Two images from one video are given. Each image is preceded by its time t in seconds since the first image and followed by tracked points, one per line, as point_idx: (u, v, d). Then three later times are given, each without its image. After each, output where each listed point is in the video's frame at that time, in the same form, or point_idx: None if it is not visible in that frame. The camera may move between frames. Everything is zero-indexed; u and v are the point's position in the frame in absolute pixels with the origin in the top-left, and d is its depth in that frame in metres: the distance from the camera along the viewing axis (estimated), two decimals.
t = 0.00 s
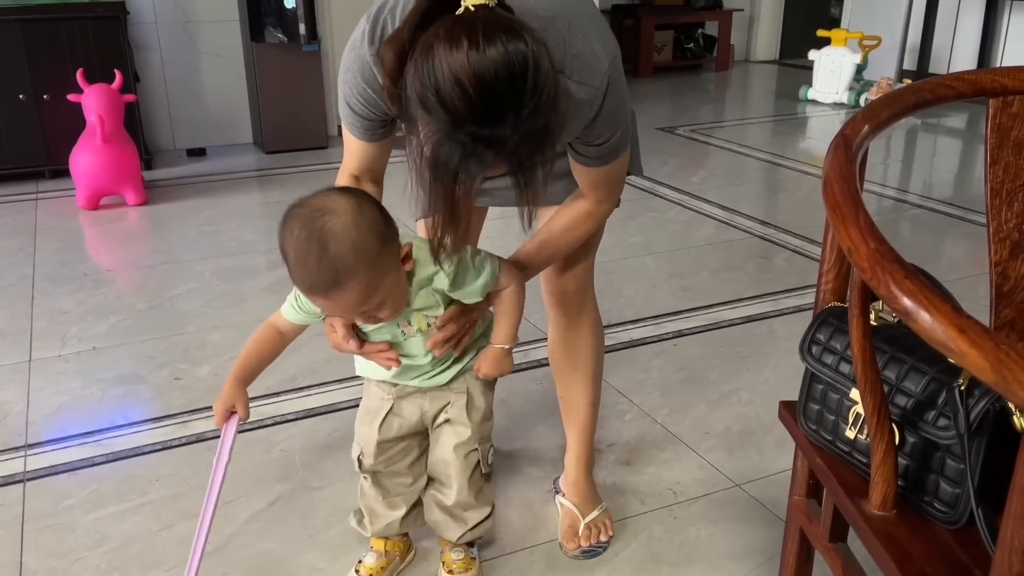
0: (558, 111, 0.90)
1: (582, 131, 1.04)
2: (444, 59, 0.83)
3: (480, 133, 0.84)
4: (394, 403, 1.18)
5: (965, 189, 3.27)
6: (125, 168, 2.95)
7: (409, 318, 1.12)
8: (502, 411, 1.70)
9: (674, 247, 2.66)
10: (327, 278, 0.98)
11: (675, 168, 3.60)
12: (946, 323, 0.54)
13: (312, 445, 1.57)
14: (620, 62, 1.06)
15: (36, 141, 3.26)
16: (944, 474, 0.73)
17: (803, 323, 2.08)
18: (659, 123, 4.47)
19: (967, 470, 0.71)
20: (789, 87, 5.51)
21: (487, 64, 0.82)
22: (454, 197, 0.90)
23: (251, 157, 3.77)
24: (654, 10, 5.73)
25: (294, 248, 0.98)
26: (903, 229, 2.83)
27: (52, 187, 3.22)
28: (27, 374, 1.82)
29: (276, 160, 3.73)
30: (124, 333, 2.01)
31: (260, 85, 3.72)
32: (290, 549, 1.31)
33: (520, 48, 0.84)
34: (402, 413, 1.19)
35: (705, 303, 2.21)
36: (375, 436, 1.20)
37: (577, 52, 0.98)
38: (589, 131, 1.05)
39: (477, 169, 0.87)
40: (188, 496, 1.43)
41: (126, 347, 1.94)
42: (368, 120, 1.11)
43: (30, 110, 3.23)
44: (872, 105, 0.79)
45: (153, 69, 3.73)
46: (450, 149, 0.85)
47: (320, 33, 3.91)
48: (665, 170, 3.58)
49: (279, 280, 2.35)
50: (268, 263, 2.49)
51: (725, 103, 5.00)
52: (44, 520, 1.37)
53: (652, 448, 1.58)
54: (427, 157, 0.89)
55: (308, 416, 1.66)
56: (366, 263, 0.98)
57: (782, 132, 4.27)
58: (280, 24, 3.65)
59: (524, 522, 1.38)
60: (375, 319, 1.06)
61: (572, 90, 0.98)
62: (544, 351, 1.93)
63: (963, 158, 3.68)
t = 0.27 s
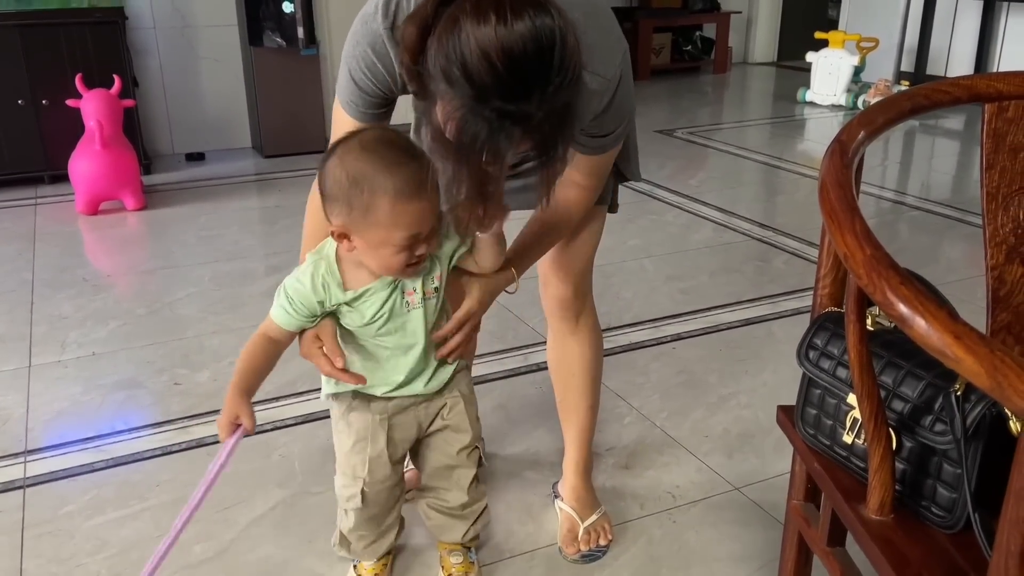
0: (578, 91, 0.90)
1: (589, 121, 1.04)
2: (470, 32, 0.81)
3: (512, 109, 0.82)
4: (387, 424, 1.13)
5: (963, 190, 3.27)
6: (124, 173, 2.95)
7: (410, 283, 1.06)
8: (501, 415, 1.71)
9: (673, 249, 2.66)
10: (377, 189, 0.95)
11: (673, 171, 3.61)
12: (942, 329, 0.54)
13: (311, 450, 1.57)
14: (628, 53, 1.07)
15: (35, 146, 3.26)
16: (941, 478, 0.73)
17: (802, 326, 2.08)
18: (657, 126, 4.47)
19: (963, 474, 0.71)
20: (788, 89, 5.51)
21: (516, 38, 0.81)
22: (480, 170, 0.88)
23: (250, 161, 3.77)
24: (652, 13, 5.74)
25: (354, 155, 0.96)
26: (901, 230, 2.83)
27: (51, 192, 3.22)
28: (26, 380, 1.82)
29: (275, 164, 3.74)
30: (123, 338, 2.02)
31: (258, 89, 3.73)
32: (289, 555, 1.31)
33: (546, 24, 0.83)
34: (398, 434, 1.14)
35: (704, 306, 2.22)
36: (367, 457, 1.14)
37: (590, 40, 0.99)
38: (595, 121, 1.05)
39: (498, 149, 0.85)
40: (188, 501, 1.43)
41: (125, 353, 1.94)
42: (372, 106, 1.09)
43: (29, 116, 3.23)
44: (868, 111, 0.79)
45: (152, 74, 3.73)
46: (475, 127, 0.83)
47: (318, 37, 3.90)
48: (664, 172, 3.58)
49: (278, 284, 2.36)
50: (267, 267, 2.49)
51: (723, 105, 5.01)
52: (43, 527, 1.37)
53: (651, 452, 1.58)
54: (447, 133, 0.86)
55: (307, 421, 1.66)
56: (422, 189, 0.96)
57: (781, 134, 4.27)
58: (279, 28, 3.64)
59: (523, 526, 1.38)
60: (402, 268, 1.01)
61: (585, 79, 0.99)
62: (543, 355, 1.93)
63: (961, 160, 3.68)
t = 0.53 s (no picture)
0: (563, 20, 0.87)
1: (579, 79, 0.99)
2: None
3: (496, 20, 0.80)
4: (421, 419, 1.18)
5: (962, 192, 3.27)
6: (122, 178, 2.95)
7: (455, 252, 1.15)
8: (501, 419, 1.70)
9: (672, 252, 2.67)
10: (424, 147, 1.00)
11: (672, 174, 3.61)
12: (941, 333, 0.54)
13: (311, 455, 1.57)
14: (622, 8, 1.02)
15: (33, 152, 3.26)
16: (940, 481, 0.73)
17: (801, 328, 2.08)
18: (655, 129, 4.48)
19: (963, 476, 0.71)
20: (786, 91, 5.52)
21: None
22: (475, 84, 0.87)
23: (249, 166, 3.77)
24: (650, 16, 5.75)
25: (390, 128, 1.00)
26: (900, 232, 2.83)
27: (50, 197, 3.22)
28: (25, 386, 1.82)
29: (274, 168, 3.74)
30: (123, 344, 2.01)
31: (257, 94, 3.73)
32: (289, 560, 1.31)
33: None
34: (430, 430, 1.20)
35: (703, 309, 2.22)
36: (402, 455, 1.19)
37: None
38: (584, 80, 1.00)
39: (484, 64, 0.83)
40: (187, 506, 1.43)
41: (124, 358, 1.94)
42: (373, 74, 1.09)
43: (28, 121, 3.23)
44: (866, 114, 0.79)
45: (151, 79, 3.74)
46: (454, 41, 0.81)
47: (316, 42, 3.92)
48: (663, 175, 3.59)
49: (277, 289, 2.36)
50: (266, 272, 2.50)
51: (722, 108, 5.02)
52: (43, 533, 1.37)
53: (651, 455, 1.58)
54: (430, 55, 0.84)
55: (306, 425, 1.66)
56: (440, 114, 0.94)
57: (779, 137, 4.28)
58: (277, 32, 3.68)
59: (522, 530, 1.38)
60: (462, 214, 1.07)
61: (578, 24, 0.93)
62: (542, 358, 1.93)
63: (959, 162, 3.69)
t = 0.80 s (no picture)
0: None
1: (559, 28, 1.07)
2: None
3: None
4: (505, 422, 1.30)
5: (959, 196, 3.28)
6: (121, 186, 2.96)
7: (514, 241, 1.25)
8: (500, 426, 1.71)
9: (671, 258, 2.67)
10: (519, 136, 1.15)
11: (670, 179, 3.61)
12: (935, 345, 0.55)
13: (310, 464, 1.57)
14: None
15: (32, 160, 3.27)
16: (940, 490, 0.74)
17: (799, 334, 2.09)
18: (653, 134, 4.49)
19: (965, 486, 0.72)
20: (783, 96, 5.53)
21: None
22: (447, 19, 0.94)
23: (247, 173, 3.78)
24: (647, 21, 5.76)
25: (494, 119, 1.13)
26: (898, 237, 2.84)
27: (49, 205, 3.23)
28: (24, 395, 1.82)
29: (273, 175, 3.74)
30: (121, 353, 2.02)
31: (255, 102, 3.74)
32: (289, 569, 1.31)
33: None
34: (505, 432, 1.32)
35: (701, 315, 2.22)
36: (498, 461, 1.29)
37: None
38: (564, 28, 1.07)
39: None
40: (187, 516, 1.43)
41: (123, 367, 1.94)
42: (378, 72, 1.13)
43: (26, 130, 3.23)
44: (859, 125, 0.80)
45: (149, 87, 3.74)
46: None
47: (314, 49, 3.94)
48: (661, 181, 3.59)
49: (276, 297, 2.36)
50: (265, 279, 2.50)
51: (719, 113, 5.03)
52: (42, 543, 1.37)
53: (650, 462, 1.58)
54: None
55: (305, 434, 1.66)
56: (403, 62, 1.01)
57: (777, 141, 4.29)
58: (275, 39, 3.68)
59: (522, 538, 1.38)
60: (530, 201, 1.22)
61: None
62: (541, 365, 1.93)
63: (956, 166, 3.69)
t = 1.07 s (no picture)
0: None
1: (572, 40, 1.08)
2: None
3: None
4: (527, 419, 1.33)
5: (957, 200, 3.28)
6: (120, 193, 2.96)
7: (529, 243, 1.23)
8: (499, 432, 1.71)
9: (670, 263, 2.67)
10: (548, 141, 1.16)
11: (668, 184, 3.62)
12: (932, 352, 0.55)
13: (309, 470, 1.57)
14: None
15: (31, 168, 3.27)
16: (935, 496, 0.74)
17: (798, 338, 2.09)
18: (652, 139, 4.49)
19: (960, 491, 0.72)
20: (782, 100, 5.54)
21: None
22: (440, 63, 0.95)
23: (246, 179, 3.78)
24: (645, 26, 5.77)
25: (517, 119, 1.14)
26: (896, 240, 2.84)
27: (48, 212, 3.23)
28: (23, 403, 1.82)
29: (271, 181, 3.75)
30: (120, 360, 2.01)
31: (254, 108, 3.74)
32: None
33: None
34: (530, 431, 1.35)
35: (700, 320, 2.22)
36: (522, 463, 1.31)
37: None
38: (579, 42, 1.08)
39: (421, 42, 0.91)
40: (186, 523, 1.43)
41: (122, 374, 1.94)
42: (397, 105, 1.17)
43: (25, 137, 3.24)
44: (855, 132, 0.80)
45: (147, 94, 3.75)
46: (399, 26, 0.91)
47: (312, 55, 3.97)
48: (659, 185, 3.60)
49: (274, 303, 2.36)
50: (264, 286, 2.50)
51: (718, 117, 5.03)
52: (41, 551, 1.37)
53: (649, 467, 1.58)
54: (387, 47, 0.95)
55: (303, 441, 1.66)
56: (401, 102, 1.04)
57: (775, 145, 4.29)
58: (274, 46, 3.69)
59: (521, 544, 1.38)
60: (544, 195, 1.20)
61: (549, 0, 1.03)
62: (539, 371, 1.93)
63: (954, 169, 3.70)
